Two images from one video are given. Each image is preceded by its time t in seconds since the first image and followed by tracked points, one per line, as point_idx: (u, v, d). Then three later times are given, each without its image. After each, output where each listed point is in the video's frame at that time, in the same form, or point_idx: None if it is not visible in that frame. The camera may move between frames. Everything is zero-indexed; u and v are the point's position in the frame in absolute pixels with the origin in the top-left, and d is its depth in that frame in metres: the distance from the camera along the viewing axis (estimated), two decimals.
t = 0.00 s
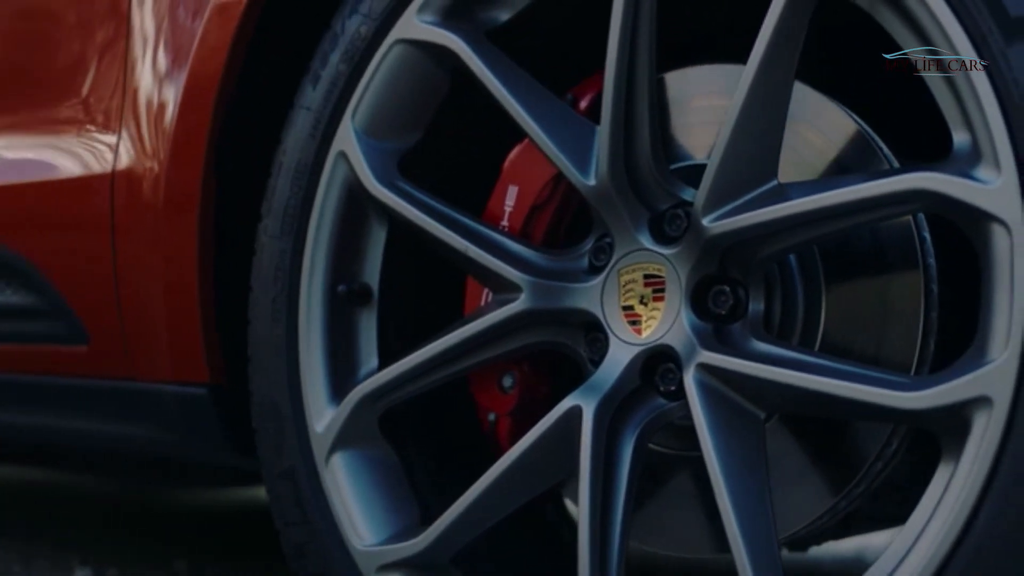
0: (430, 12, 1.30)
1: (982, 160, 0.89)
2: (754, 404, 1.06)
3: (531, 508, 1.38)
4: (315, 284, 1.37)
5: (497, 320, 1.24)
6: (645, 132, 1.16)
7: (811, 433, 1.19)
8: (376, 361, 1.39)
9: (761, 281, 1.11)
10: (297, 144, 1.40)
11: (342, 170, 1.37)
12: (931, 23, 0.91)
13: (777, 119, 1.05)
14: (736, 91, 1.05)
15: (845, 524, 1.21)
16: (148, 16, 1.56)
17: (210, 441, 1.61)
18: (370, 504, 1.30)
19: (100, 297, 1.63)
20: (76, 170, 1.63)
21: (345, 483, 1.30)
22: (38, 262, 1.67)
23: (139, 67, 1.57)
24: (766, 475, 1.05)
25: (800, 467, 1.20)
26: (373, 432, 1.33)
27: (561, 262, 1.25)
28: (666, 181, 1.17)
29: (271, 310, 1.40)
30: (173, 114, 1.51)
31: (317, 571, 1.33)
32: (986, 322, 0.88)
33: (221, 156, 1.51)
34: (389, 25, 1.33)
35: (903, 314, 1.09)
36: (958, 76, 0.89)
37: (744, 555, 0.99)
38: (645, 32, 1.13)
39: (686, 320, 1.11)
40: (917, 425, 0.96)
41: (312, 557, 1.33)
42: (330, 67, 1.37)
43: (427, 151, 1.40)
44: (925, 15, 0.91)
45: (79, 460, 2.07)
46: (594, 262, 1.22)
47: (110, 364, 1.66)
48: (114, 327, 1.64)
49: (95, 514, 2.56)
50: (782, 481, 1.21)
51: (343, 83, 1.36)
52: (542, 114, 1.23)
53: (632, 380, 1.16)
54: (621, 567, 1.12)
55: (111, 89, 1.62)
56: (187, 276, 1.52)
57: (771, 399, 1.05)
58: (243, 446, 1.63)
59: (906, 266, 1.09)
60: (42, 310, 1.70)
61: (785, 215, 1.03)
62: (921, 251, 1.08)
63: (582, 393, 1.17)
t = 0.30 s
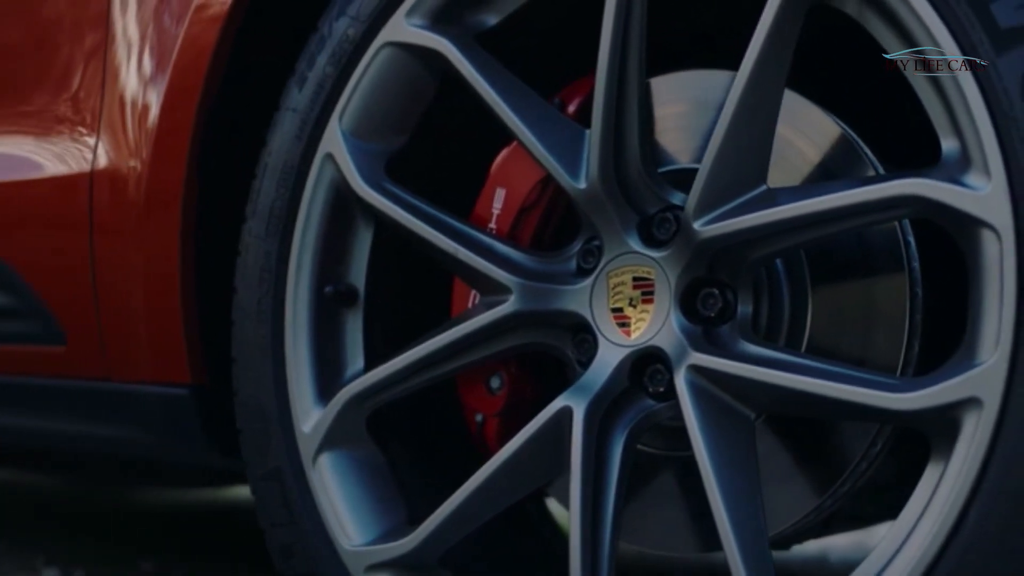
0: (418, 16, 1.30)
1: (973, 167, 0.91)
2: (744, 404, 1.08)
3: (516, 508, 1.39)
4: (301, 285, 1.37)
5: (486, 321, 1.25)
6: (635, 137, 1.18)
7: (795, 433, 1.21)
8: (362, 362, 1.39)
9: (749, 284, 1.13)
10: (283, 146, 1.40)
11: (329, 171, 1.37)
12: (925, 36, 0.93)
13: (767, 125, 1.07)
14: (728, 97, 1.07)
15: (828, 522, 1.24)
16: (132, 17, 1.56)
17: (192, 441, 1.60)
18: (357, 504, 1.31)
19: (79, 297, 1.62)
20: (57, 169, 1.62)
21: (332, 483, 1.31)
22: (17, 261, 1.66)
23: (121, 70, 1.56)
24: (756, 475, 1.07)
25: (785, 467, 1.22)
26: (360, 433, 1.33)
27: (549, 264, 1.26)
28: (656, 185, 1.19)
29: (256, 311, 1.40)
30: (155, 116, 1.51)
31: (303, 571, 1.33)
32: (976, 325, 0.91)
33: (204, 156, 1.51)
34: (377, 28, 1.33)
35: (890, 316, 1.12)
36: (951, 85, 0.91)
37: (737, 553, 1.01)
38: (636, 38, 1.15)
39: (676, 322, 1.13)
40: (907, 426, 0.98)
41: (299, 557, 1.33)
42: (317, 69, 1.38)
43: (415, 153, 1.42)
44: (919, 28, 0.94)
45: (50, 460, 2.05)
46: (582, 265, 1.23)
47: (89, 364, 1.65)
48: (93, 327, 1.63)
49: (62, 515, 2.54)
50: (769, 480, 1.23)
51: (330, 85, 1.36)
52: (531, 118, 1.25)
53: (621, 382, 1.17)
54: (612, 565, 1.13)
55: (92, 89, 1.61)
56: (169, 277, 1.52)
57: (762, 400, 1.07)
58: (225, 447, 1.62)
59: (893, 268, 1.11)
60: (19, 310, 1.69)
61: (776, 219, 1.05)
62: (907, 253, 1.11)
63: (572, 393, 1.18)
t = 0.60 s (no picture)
0: (405, 20, 1.31)
1: (959, 175, 0.93)
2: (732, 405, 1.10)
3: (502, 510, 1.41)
4: (288, 287, 1.38)
5: (475, 324, 1.27)
6: (623, 142, 1.20)
7: (778, 433, 1.24)
8: (346, 364, 1.40)
9: (735, 288, 1.16)
10: (269, 148, 1.41)
11: (316, 174, 1.38)
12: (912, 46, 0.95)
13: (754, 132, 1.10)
14: (718, 105, 1.09)
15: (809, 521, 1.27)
16: (114, 19, 1.56)
17: (171, 442, 1.60)
18: (343, 504, 1.32)
19: (57, 297, 1.62)
20: (39, 169, 1.62)
21: (318, 484, 1.32)
22: None
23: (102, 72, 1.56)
24: (744, 475, 1.09)
25: (767, 468, 1.25)
26: (346, 434, 1.34)
27: (536, 267, 1.28)
28: (643, 190, 1.21)
29: (241, 312, 1.41)
30: (137, 118, 1.51)
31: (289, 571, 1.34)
32: (963, 329, 0.93)
33: (186, 157, 1.51)
34: (364, 32, 1.35)
35: (874, 320, 1.15)
36: (939, 95, 0.94)
37: (728, 551, 1.03)
38: (625, 45, 1.17)
39: (663, 325, 1.15)
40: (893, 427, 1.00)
41: (284, 558, 1.34)
42: (303, 72, 1.39)
43: (401, 156, 1.43)
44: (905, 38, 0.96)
45: (21, 460, 2.04)
46: (569, 268, 1.25)
47: (66, 364, 1.65)
48: (71, 327, 1.63)
49: (29, 515, 2.52)
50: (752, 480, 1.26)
51: (316, 88, 1.37)
52: (519, 123, 1.26)
53: (609, 383, 1.19)
54: (601, 564, 1.15)
55: (72, 89, 1.61)
56: (150, 278, 1.52)
57: (749, 401, 1.09)
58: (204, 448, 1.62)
59: (874, 273, 1.14)
60: None
61: (764, 225, 1.07)
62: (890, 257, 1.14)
63: (561, 395, 1.20)
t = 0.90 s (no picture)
0: (395, 25, 1.33)
1: (946, 182, 0.96)
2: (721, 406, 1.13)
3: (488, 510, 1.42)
4: (275, 288, 1.39)
5: (466, 326, 1.28)
6: (613, 147, 1.22)
7: (764, 433, 1.26)
8: (334, 365, 1.41)
9: (723, 291, 1.18)
10: (257, 150, 1.42)
11: (304, 176, 1.38)
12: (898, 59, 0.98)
13: (742, 138, 1.12)
14: (708, 112, 1.11)
15: (792, 519, 1.30)
16: (102, 21, 1.56)
17: (154, 443, 1.60)
18: (332, 504, 1.33)
19: (40, 297, 1.62)
20: (25, 169, 1.63)
21: (306, 484, 1.33)
22: None
23: (88, 73, 1.57)
24: (733, 475, 1.11)
25: (751, 468, 1.28)
26: (334, 434, 1.35)
27: (525, 270, 1.30)
28: (632, 195, 1.23)
29: (229, 313, 1.41)
30: (122, 118, 1.51)
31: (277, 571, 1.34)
32: (949, 332, 0.96)
33: (170, 159, 1.51)
34: (353, 36, 1.36)
35: (858, 322, 1.18)
36: (927, 104, 0.96)
37: (719, 549, 1.05)
38: (615, 52, 1.19)
39: (652, 327, 1.18)
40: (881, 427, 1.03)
41: (273, 558, 1.34)
42: (291, 75, 1.40)
43: (389, 159, 1.44)
44: (893, 51, 0.99)
45: None
46: (558, 271, 1.27)
47: (47, 365, 1.65)
48: (53, 328, 1.62)
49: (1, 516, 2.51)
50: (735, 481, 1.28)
51: (304, 91, 1.38)
52: (509, 127, 1.28)
53: (598, 384, 1.21)
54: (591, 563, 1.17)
55: (57, 90, 1.62)
56: (133, 279, 1.52)
57: (738, 402, 1.11)
58: (187, 449, 1.62)
59: (860, 276, 1.18)
60: None
61: (752, 230, 1.10)
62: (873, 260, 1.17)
63: (551, 396, 1.22)
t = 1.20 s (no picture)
0: (385, 31, 1.34)
1: (931, 191, 0.99)
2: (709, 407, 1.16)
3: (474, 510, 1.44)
4: (264, 290, 1.40)
5: (456, 328, 1.30)
6: (602, 153, 1.24)
7: (746, 434, 1.31)
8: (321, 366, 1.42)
9: (709, 295, 1.21)
10: (245, 153, 1.43)
11: (293, 179, 1.40)
12: (891, 64, 1.00)
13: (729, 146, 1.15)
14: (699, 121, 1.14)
15: (774, 516, 1.34)
16: (87, 24, 1.57)
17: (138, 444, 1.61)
18: (321, 504, 1.34)
19: (22, 297, 1.62)
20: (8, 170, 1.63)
21: (295, 484, 1.34)
22: None
23: (72, 74, 1.57)
24: (721, 474, 1.14)
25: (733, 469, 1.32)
26: (323, 435, 1.37)
27: (513, 273, 1.32)
28: (620, 201, 1.26)
29: (216, 315, 1.42)
30: (107, 120, 1.52)
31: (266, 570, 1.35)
32: (935, 336, 0.99)
33: (156, 161, 1.52)
34: (343, 41, 1.37)
35: (840, 324, 1.22)
36: (914, 115, 1.00)
37: (710, 546, 1.08)
38: (605, 61, 1.22)
39: (640, 330, 1.20)
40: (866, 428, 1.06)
41: (262, 557, 1.36)
42: (280, 79, 1.41)
43: (377, 164, 1.46)
44: (880, 64, 1.02)
45: None
46: (545, 274, 1.29)
47: (29, 365, 1.65)
48: (35, 328, 1.63)
49: None
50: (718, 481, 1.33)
51: (293, 96, 1.39)
52: (498, 133, 1.30)
53: (586, 385, 1.24)
54: (581, 560, 1.19)
55: (40, 91, 1.62)
56: (118, 280, 1.53)
57: (726, 403, 1.14)
58: (171, 450, 1.63)
59: (842, 280, 1.21)
60: None
61: (740, 236, 1.13)
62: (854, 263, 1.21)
63: (541, 397, 1.24)
